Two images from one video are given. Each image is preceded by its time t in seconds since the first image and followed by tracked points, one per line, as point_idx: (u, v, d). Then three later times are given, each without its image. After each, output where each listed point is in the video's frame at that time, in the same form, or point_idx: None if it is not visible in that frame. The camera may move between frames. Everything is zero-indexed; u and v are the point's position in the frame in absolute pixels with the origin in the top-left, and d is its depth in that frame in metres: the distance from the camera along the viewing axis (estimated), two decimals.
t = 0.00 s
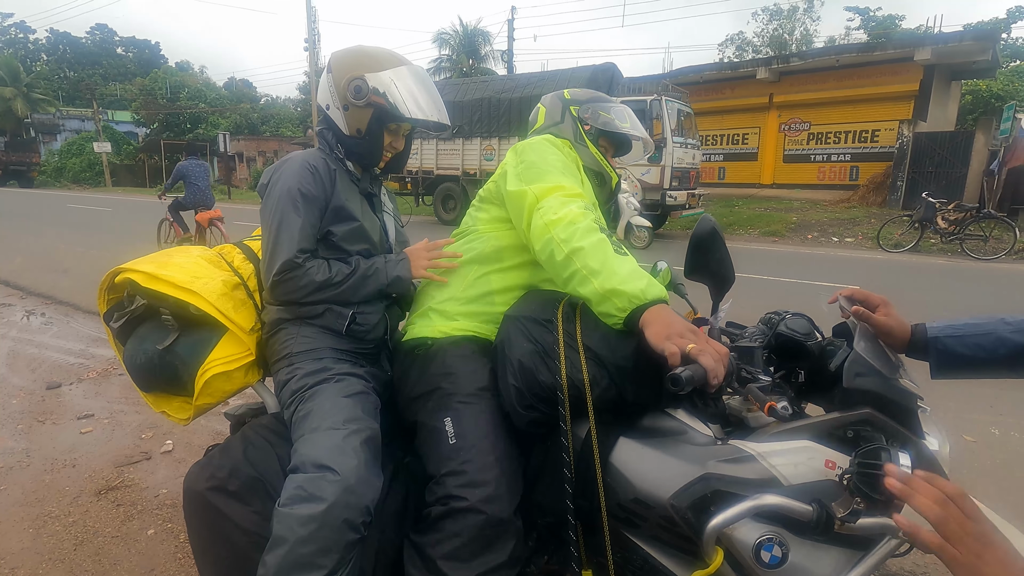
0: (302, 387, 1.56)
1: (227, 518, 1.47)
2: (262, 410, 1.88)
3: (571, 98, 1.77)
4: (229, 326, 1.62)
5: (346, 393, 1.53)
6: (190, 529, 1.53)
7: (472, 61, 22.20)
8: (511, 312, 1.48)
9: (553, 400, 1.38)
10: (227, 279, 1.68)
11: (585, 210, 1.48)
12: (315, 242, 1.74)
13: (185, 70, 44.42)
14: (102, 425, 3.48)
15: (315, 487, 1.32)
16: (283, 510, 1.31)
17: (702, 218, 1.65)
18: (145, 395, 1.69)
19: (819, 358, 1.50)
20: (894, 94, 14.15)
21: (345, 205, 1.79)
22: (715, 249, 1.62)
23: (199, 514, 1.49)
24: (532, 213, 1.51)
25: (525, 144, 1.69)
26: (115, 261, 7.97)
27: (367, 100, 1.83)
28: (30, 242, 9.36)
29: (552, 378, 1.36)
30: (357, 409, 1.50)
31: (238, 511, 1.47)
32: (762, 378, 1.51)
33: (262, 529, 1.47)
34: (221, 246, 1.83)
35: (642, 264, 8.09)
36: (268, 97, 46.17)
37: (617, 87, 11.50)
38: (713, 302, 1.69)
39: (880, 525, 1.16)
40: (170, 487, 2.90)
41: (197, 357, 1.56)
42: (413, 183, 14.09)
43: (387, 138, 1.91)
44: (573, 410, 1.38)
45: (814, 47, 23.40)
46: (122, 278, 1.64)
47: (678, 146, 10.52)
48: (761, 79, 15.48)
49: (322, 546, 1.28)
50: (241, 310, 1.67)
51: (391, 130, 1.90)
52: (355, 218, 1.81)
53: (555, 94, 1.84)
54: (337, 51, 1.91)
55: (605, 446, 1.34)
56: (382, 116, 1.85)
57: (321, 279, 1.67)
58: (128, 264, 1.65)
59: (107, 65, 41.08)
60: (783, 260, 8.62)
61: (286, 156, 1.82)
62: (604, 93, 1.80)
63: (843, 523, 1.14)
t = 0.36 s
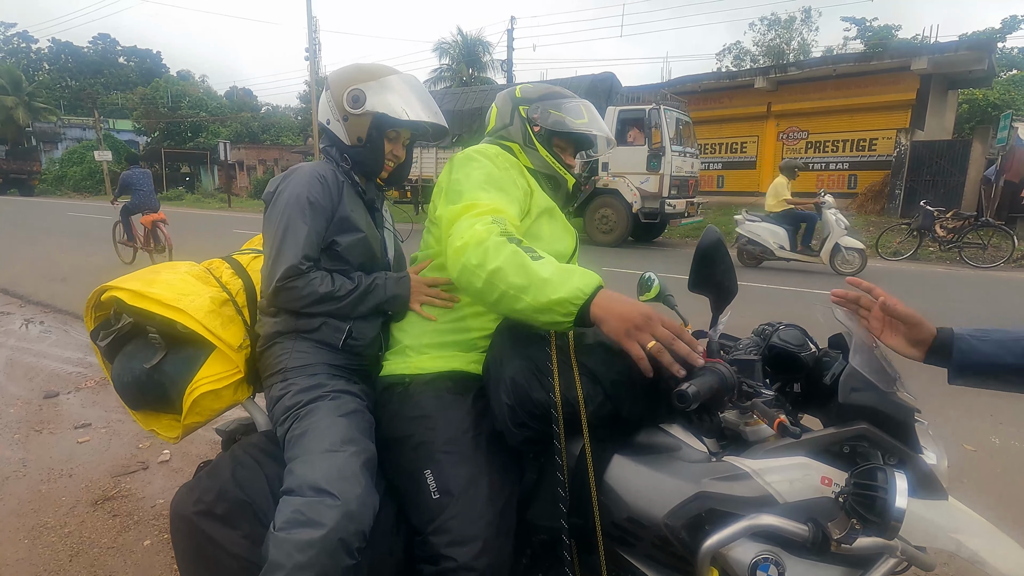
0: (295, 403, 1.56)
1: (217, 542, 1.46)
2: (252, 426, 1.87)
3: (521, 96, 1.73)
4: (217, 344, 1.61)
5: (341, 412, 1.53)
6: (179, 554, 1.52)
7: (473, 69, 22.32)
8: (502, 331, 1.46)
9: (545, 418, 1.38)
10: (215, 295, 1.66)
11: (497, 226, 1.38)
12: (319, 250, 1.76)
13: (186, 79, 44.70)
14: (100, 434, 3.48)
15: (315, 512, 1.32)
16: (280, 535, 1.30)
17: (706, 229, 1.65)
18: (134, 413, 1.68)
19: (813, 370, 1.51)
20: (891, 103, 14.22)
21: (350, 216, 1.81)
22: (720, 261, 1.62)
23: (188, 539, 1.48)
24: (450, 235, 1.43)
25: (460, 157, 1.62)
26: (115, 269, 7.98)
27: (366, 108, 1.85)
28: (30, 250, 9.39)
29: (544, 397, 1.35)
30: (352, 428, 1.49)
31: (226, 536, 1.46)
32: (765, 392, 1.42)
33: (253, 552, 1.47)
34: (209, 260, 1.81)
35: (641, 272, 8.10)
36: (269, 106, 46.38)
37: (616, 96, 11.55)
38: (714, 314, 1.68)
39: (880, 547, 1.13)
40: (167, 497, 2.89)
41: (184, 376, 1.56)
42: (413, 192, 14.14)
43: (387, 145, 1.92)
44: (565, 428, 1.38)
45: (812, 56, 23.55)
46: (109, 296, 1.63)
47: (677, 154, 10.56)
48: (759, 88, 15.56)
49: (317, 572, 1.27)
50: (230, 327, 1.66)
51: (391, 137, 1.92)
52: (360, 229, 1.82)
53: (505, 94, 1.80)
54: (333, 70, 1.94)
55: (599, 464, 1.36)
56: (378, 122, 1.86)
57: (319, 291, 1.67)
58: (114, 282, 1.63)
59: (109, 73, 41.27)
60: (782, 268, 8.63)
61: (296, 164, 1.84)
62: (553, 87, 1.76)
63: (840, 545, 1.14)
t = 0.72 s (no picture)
0: (282, 428, 1.51)
1: None
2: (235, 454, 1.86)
3: (475, 108, 1.62)
4: (194, 374, 1.55)
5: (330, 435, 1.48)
6: None
7: (471, 75, 22.32)
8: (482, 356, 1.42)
9: (529, 446, 1.31)
10: (190, 321, 1.60)
11: (365, 253, 1.33)
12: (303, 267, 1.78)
13: (184, 84, 44.63)
14: (97, 441, 3.42)
15: (332, 534, 1.28)
16: (297, 567, 1.24)
17: (693, 256, 1.57)
18: (114, 443, 1.64)
19: (804, 389, 1.44)
20: (888, 108, 14.24)
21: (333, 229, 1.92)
22: (707, 290, 1.54)
23: None
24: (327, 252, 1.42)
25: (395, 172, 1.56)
26: (112, 274, 7.92)
27: (343, 118, 2.16)
28: (27, 255, 9.31)
29: (528, 425, 1.28)
30: (346, 449, 1.44)
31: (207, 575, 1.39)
32: (758, 421, 1.37)
33: None
34: (184, 283, 1.76)
35: (639, 277, 8.06)
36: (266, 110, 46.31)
37: (614, 101, 11.53)
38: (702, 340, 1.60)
39: None
40: (165, 505, 2.84)
41: (161, 407, 1.52)
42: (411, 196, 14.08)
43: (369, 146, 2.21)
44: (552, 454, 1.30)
45: (809, 62, 23.62)
46: (81, 326, 1.57)
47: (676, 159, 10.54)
48: (757, 93, 15.55)
49: None
50: (206, 355, 1.60)
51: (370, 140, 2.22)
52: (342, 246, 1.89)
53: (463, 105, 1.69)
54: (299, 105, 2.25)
55: (587, 490, 1.32)
56: (360, 124, 2.17)
57: (304, 314, 1.64)
58: (86, 311, 1.58)
59: (106, 78, 41.17)
60: (780, 273, 8.60)
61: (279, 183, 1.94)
62: (509, 95, 1.62)
63: None
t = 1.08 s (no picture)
0: (275, 455, 1.48)
1: None
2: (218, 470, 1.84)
3: (468, 115, 1.62)
4: (172, 392, 1.54)
5: (327, 452, 1.46)
6: None
7: (467, 75, 22.31)
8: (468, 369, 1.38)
9: (515, 459, 1.28)
10: (166, 337, 1.58)
11: (345, 283, 1.35)
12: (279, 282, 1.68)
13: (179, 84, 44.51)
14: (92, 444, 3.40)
15: (352, 558, 1.27)
16: None
17: (694, 265, 1.57)
18: (96, 460, 1.62)
19: (799, 395, 1.44)
20: (883, 109, 14.30)
21: (303, 239, 1.80)
22: (708, 301, 1.54)
23: None
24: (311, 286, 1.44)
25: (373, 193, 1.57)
26: (108, 275, 7.88)
27: (294, 117, 1.99)
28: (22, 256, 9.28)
29: (516, 436, 1.25)
30: (350, 463, 1.44)
31: None
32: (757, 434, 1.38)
33: None
34: (160, 296, 1.74)
35: (635, 277, 8.07)
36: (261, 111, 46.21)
37: (610, 102, 11.54)
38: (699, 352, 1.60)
39: None
40: (160, 507, 2.82)
41: (139, 426, 1.51)
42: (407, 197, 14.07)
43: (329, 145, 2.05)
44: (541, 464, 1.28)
45: (804, 63, 23.70)
46: (53, 344, 1.54)
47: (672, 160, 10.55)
48: (752, 94, 15.60)
49: None
50: (184, 371, 1.58)
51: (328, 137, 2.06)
52: (310, 257, 1.80)
53: (457, 112, 1.70)
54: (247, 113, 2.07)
55: (577, 506, 1.31)
56: (315, 124, 2.01)
57: (290, 334, 1.58)
58: (58, 329, 1.55)
59: (101, 78, 40.99)
60: (776, 274, 8.62)
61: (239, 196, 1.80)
62: (503, 103, 1.62)
63: None
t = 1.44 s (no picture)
0: (265, 461, 1.43)
1: None
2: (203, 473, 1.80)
3: (490, 102, 1.49)
4: (154, 396, 1.48)
5: (323, 461, 1.43)
6: None
7: (460, 73, 22.24)
8: (462, 368, 1.30)
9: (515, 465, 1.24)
10: (147, 339, 1.53)
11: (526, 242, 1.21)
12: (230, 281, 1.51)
13: (170, 82, 44.18)
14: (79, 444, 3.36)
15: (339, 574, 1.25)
16: None
17: (687, 269, 1.55)
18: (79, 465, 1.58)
19: (794, 396, 1.43)
20: (874, 108, 14.36)
21: (278, 240, 1.56)
22: (701, 305, 1.52)
23: None
24: (442, 261, 1.22)
25: (427, 177, 1.37)
26: (97, 275, 7.81)
27: (253, 124, 1.70)
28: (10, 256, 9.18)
29: (513, 444, 1.22)
30: (345, 472, 1.42)
31: None
32: (752, 438, 1.38)
33: None
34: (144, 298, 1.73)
35: (628, 276, 8.06)
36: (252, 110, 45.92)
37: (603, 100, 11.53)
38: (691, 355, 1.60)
39: None
40: (150, 509, 2.79)
41: (122, 433, 1.46)
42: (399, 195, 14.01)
43: (298, 142, 1.75)
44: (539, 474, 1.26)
45: (796, 62, 23.77)
46: (31, 348, 1.51)
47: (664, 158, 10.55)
48: (744, 93, 15.62)
49: None
50: (166, 374, 1.51)
51: (301, 135, 1.76)
52: (286, 260, 1.55)
53: (475, 93, 1.56)
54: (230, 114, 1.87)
55: (574, 512, 1.29)
56: (273, 124, 1.71)
57: (195, 336, 1.42)
58: (36, 332, 1.51)
59: (89, 75, 40.54)
60: (768, 272, 8.63)
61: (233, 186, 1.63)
62: (530, 92, 1.50)
63: None
